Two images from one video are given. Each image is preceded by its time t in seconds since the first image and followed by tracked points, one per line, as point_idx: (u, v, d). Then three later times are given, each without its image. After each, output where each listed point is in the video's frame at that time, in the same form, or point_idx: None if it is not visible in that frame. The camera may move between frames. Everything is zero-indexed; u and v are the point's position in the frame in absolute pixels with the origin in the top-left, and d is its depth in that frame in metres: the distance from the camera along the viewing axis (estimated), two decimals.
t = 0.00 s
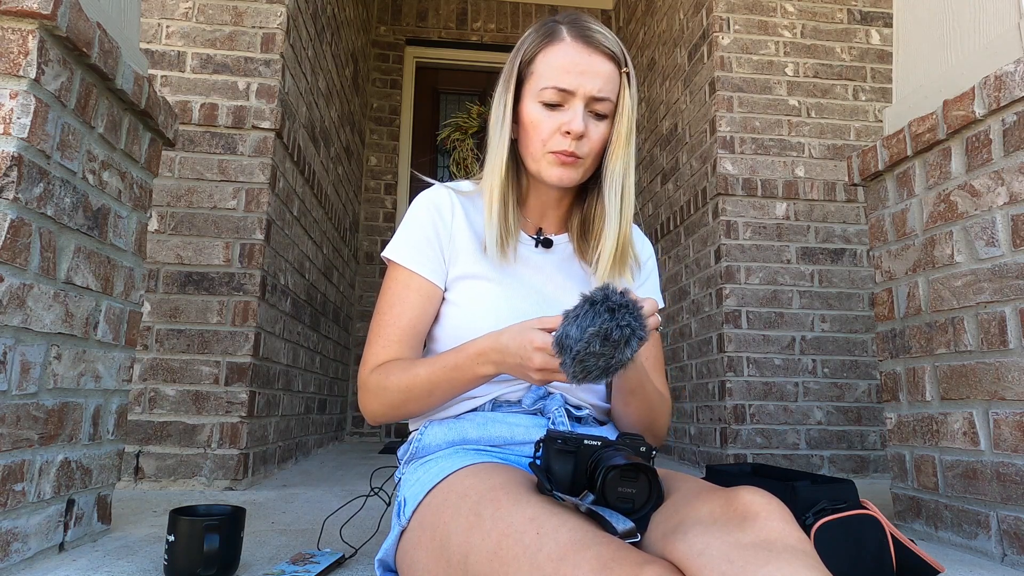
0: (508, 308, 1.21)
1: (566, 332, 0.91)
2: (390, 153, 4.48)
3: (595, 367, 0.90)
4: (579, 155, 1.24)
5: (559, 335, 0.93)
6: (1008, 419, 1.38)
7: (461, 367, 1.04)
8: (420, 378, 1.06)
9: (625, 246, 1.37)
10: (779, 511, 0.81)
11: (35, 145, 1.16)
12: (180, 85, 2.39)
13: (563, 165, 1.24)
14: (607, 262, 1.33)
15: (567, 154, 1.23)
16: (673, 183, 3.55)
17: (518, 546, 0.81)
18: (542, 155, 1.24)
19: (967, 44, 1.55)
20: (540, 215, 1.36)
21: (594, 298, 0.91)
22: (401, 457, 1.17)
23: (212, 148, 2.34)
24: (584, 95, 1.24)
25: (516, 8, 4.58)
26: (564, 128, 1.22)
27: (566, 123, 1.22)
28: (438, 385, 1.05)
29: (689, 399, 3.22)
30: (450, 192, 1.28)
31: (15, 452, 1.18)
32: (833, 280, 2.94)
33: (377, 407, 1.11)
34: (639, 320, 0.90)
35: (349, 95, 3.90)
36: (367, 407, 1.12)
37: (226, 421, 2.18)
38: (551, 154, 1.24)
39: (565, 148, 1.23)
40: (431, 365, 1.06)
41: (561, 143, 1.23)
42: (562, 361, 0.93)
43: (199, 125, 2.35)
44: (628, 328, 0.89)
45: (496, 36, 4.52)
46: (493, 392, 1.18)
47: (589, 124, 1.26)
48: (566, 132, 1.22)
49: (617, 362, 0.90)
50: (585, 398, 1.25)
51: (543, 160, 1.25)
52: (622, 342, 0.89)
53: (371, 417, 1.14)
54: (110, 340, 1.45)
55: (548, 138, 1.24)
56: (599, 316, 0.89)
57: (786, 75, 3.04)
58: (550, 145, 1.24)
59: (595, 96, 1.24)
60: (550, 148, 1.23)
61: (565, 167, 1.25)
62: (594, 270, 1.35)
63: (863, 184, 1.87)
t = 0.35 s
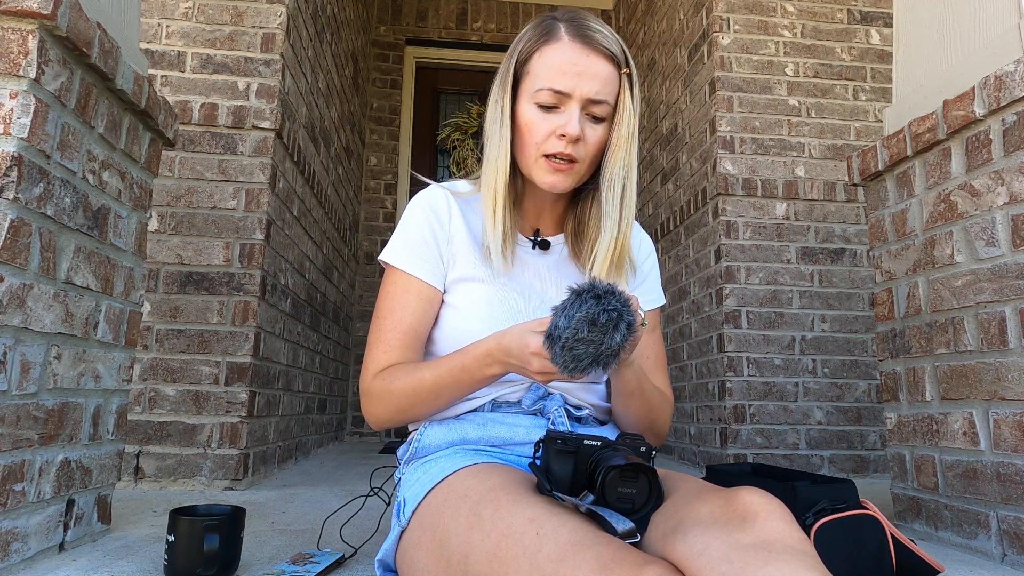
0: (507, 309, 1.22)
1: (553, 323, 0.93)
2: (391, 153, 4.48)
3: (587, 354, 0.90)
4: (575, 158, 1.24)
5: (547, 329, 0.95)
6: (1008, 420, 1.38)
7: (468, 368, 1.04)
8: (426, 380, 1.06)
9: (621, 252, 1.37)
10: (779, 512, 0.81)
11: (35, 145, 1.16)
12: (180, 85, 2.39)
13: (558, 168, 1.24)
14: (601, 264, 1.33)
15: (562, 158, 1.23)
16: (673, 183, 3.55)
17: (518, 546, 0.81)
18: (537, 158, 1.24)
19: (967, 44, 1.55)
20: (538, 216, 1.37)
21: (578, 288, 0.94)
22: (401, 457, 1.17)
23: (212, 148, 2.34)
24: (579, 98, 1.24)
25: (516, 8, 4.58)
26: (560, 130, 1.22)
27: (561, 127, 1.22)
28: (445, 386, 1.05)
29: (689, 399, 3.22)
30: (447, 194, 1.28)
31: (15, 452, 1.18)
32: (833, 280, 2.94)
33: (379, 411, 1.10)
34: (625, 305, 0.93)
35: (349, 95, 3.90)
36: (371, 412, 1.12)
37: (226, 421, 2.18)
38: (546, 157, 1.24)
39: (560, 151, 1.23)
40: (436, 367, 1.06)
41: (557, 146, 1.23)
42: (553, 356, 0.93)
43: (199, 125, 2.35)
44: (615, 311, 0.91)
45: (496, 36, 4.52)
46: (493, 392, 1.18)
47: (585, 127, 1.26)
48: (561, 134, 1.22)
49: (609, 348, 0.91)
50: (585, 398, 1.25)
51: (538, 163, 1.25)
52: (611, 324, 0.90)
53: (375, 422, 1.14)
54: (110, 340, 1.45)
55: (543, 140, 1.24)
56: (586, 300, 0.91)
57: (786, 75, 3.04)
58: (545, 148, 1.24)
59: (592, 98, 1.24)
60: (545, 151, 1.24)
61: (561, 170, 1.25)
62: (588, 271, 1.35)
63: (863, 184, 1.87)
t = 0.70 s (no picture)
0: (506, 308, 1.22)
1: (549, 319, 0.93)
2: (390, 153, 4.48)
3: (582, 351, 0.90)
4: (578, 150, 1.25)
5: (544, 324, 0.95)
6: (1008, 419, 1.38)
7: (466, 369, 1.04)
8: (425, 382, 1.06)
9: (621, 250, 1.37)
10: (779, 512, 0.81)
11: (35, 145, 1.16)
12: (180, 85, 2.39)
13: (562, 159, 1.24)
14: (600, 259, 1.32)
15: (565, 148, 1.24)
16: (673, 183, 3.55)
17: (518, 546, 0.81)
18: (540, 148, 1.25)
19: (967, 44, 1.55)
20: (537, 212, 1.36)
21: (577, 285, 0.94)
22: (401, 457, 1.17)
23: (212, 148, 2.34)
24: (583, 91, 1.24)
25: (516, 8, 4.58)
26: (563, 122, 1.23)
27: (565, 118, 1.23)
28: (443, 388, 1.06)
29: (689, 399, 3.22)
30: (444, 194, 1.28)
31: (15, 452, 1.18)
32: (833, 280, 2.94)
33: (378, 413, 1.10)
34: (623, 303, 0.92)
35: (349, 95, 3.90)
36: (371, 415, 1.12)
37: (226, 421, 2.18)
38: (549, 148, 1.24)
39: (563, 142, 1.23)
40: (436, 367, 1.06)
41: (560, 137, 1.23)
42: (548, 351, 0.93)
43: (199, 125, 2.35)
44: (613, 308, 0.90)
45: (496, 36, 4.52)
46: (493, 392, 1.18)
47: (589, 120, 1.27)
48: (565, 126, 1.23)
49: (604, 346, 0.90)
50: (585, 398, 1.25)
51: (541, 154, 1.25)
52: (607, 322, 0.90)
53: (376, 424, 1.14)
54: (110, 340, 1.45)
55: (546, 131, 1.24)
56: (583, 299, 0.90)
57: (786, 75, 3.04)
58: (549, 139, 1.24)
59: (596, 91, 1.25)
60: (548, 142, 1.24)
61: (564, 162, 1.25)
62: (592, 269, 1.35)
63: (863, 184, 1.87)
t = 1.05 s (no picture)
0: (506, 307, 1.22)
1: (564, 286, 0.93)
2: (391, 152, 4.48)
3: (598, 312, 0.89)
4: (586, 146, 1.25)
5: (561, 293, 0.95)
6: (1008, 420, 1.38)
7: (452, 364, 1.03)
8: (412, 377, 1.06)
9: (622, 243, 1.39)
10: (779, 511, 0.81)
11: (35, 145, 1.16)
12: (180, 85, 2.39)
13: (568, 155, 1.24)
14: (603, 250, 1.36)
15: (573, 144, 1.24)
16: (673, 183, 3.55)
17: (518, 545, 0.81)
18: (548, 144, 1.25)
19: (967, 44, 1.55)
20: (541, 211, 1.36)
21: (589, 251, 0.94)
22: (401, 457, 1.17)
23: (212, 148, 2.34)
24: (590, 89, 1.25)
25: (516, 8, 4.58)
26: (571, 118, 1.23)
27: (573, 114, 1.23)
28: (428, 385, 1.05)
29: (689, 399, 3.22)
30: (447, 192, 1.28)
31: (15, 452, 1.18)
32: (833, 280, 2.94)
33: (374, 407, 1.10)
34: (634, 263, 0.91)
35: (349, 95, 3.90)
36: (366, 408, 1.12)
37: (226, 421, 2.18)
38: (557, 144, 1.24)
39: (570, 138, 1.24)
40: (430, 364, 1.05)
41: (568, 133, 1.23)
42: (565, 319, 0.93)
43: (199, 125, 2.35)
44: (625, 267, 0.89)
45: (496, 36, 4.52)
46: (493, 391, 1.18)
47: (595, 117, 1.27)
48: (572, 122, 1.23)
49: (619, 305, 0.88)
50: (585, 397, 1.25)
51: (548, 151, 1.25)
52: (618, 280, 0.88)
53: (371, 418, 1.14)
54: (110, 340, 1.45)
55: (553, 128, 1.24)
56: (595, 261, 0.90)
57: (786, 75, 3.04)
58: (556, 135, 1.24)
59: (604, 90, 1.25)
60: (555, 138, 1.24)
61: (570, 157, 1.25)
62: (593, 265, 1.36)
63: (863, 184, 1.87)
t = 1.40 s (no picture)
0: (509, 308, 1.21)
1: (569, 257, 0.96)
2: (390, 152, 4.48)
3: (587, 279, 0.90)
4: (583, 151, 1.25)
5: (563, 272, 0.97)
6: (1008, 420, 1.38)
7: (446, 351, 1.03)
8: (412, 373, 1.06)
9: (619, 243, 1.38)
10: (779, 511, 0.81)
11: (35, 145, 1.16)
12: (180, 85, 2.39)
13: (566, 160, 1.25)
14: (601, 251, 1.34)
15: (571, 150, 1.24)
16: (673, 183, 3.55)
17: (519, 545, 0.81)
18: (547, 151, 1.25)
19: (967, 44, 1.55)
20: (543, 215, 1.36)
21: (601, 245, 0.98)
22: (401, 457, 1.17)
23: (212, 148, 2.34)
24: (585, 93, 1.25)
25: (516, 8, 4.58)
26: (566, 124, 1.23)
27: (568, 121, 1.23)
28: (426, 377, 1.05)
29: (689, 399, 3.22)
30: (452, 194, 1.28)
31: (15, 452, 1.18)
32: (833, 280, 2.94)
33: (375, 404, 1.11)
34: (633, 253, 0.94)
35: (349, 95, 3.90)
36: (367, 405, 1.12)
37: (226, 421, 2.18)
38: (554, 150, 1.24)
39: (567, 144, 1.24)
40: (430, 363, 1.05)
41: (564, 139, 1.24)
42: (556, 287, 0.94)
43: (199, 125, 2.35)
44: (623, 250, 0.93)
45: (496, 36, 4.52)
46: (493, 391, 1.18)
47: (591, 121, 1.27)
48: (568, 128, 1.23)
49: (612, 279, 0.90)
50: (585, 396, 1.25)
51: (546, 157, 1.25)
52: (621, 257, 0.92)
53: (371, 414, 1.14)
54: (110, 340, 1.45)
55: (550, 135, 1.24)
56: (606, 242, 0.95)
57: (786, 75, 3.04)
58: (553, 142, 1.24)
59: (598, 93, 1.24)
60: (552, 144, 1.24)
61: (568, 162, 1.25)
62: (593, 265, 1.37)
63: (863, 184, 1.87)
